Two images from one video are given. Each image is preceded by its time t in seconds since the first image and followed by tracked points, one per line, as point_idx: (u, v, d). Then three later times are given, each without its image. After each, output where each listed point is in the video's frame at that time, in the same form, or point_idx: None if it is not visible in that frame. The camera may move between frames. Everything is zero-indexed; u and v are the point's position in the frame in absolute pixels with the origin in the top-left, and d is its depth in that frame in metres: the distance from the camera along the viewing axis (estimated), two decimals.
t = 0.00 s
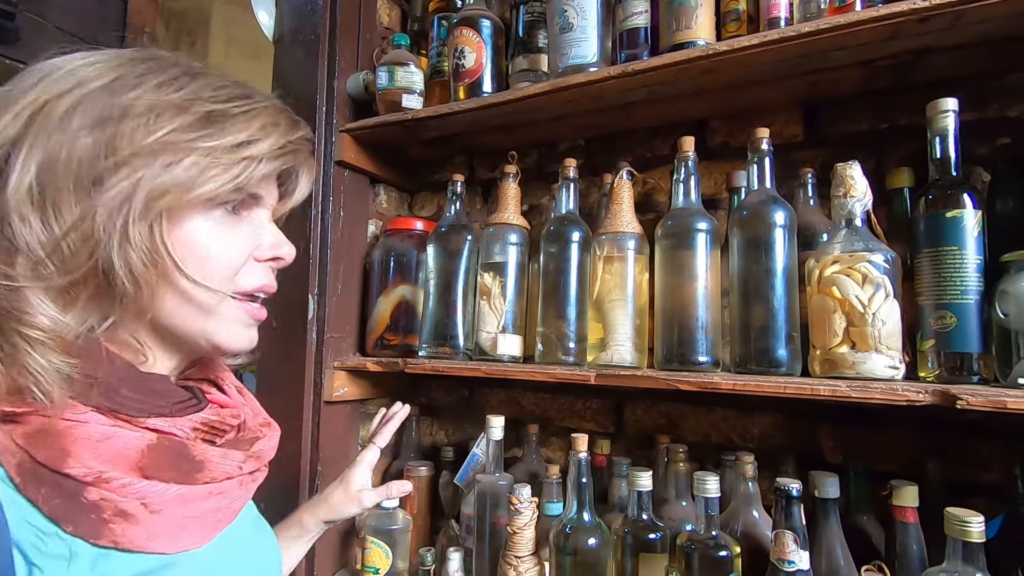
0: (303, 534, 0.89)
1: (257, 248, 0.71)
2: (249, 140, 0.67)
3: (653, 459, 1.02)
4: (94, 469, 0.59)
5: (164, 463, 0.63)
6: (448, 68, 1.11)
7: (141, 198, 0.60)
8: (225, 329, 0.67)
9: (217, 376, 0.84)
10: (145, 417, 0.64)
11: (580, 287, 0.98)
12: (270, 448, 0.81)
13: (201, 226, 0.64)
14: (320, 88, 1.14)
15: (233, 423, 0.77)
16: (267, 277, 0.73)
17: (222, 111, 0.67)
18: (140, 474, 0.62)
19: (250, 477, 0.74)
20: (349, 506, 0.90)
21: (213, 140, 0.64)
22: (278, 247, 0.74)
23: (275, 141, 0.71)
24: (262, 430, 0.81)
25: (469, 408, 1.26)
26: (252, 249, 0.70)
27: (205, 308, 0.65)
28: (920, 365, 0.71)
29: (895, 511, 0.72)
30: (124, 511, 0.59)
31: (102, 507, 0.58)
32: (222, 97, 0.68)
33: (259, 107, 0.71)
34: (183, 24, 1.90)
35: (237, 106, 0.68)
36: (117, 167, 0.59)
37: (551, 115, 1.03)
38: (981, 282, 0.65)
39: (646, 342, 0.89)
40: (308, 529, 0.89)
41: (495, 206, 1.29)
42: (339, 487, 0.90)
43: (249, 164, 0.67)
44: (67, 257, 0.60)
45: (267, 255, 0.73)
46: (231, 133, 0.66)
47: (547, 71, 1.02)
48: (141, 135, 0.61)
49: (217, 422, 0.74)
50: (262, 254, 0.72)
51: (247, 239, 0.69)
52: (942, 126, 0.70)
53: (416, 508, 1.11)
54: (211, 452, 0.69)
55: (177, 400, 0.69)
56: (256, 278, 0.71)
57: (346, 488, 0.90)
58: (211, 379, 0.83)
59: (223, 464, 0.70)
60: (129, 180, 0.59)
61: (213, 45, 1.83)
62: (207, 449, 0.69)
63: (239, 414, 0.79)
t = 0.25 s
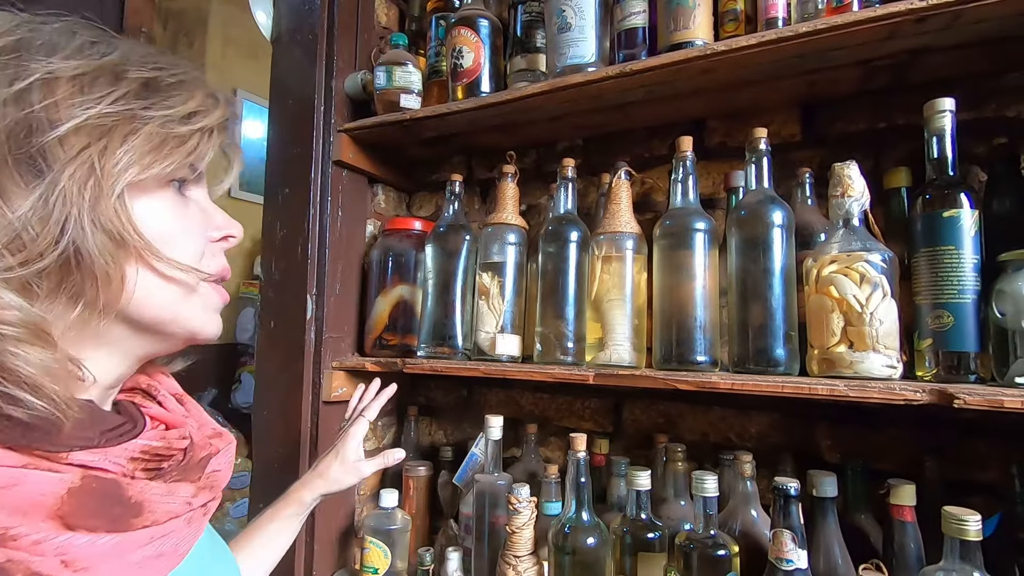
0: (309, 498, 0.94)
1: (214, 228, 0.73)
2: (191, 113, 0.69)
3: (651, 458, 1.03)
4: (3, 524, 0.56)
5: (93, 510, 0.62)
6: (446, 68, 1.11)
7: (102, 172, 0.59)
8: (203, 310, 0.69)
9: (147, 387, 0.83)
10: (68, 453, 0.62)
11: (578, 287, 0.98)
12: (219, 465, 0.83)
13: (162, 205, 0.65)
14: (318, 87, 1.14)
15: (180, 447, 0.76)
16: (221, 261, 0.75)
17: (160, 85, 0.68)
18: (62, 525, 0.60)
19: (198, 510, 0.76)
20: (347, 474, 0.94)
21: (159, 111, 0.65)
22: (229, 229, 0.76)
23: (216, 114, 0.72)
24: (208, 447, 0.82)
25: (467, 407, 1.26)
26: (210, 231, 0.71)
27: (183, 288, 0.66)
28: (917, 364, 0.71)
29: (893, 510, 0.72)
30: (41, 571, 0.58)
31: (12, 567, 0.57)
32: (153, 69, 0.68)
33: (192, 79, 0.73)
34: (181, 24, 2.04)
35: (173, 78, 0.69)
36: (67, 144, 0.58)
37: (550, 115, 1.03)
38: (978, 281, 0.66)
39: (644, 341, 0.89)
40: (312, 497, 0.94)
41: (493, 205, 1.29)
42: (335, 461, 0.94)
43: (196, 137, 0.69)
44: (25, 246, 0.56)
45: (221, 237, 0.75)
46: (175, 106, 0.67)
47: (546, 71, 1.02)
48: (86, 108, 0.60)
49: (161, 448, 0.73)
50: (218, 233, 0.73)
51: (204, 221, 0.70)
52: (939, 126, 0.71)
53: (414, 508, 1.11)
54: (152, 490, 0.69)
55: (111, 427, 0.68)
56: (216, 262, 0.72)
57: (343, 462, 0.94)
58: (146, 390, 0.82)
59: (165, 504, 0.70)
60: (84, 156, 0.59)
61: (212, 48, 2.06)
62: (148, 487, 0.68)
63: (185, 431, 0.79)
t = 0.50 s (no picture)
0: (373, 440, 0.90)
1: (153, 211, 0.63)
2: (108, 83, 0.58)
3: (652, 456, 1.03)
4: None
5: (23, 524, 0.52)
6: (448, 66, 1.11)
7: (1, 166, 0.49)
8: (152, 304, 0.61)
9: (103, 379, 0.72)
10: None
11: (579, 285, 0.99)
12: (188, 463, 0.72)
13: (83, 195, 0.55)
14: (320, 86, 1.14)
15: (137, 446, 0.66)
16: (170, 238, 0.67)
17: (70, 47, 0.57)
18: None
19: (157, 512, 0.65)
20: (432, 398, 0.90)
21: (69, 84, 0.55)
22: (175, 203, 0.67)
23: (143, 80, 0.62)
24: (173, 444, 0.71)
25: (469, 406, 1.26)
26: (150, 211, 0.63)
27: (118, 292, 0.57)
28: (917, 361, 0.71)
29: (893, 507, 0.72)
30: None
31: None
32: (56, 28, 0.57)
33: (109, 34, 0.61)
34: (181, 24, 2.05)
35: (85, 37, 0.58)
36: None
37: (550, 113, 1.03)
38: (978, 279, 0.66)
39: (645, 339, 0.90)
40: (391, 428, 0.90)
41: (494, 204, 1.30)
42: (419, 381, 0.89)
43: (115, 112, 0.58)
44: None
45: (164, 215, 0.65)
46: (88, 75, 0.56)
47: (547, 69, 1.02)
48: None
49: (112, 451, 0.63)
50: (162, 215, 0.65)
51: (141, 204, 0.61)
52: (939, 124, 0.71)
53: (416, 506, 1.12)
54: (97, 497, 0.58)
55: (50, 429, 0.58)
56: (162, 243, 0.64)
57: (425, 382, 0.89)
58: (99, 383, 0.71)
59: (112, 513, 0.59)
60: None
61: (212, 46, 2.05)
62: (92, 494, 0.58)
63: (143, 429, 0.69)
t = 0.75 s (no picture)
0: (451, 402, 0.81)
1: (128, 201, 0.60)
2: (55, 64, 0.55)
3: (656, 457, 1.03)
4: None
5: None
6: (452, 69, 1.12)
7: None
8: (135, 300, 0.57)
9: (89, 383, 0.67)
10: None
11: (583, 287, 0.99)
12: (176, 472, 0.65)
13: (36, 186, 0.51)
14: (324, 88, 1.15)
15: (114, 455, 0.61)
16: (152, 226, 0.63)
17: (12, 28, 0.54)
18: None
19: (129, 529, 0.58)
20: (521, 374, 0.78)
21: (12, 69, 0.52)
22: (153, 190, 0.64)
23: (94, 59, 0.58)
24: (160, 450, 0.65)
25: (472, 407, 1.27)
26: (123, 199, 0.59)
27: (89, 293, 0.54)
28: (920, 362, 0.71)
29: (896, 508, 0.72)
30: None
31: None
32: None
33: (53, 10, 0.58)
34: (185, 25, 2.09)
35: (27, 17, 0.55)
36: None
37: (554, 115, 1.04)
38: (981, 281, 0.66)
39: (649, 341, 0.90)
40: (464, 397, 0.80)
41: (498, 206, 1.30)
42: (510, 352, 0.78)
43: (65, 96, 0.55)
44: None
45: (142, 204, 0.62)
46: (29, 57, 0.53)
47: (550, 72, 1.03)
48: None
49: (83, 462, 0.58)
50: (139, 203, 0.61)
51: (110, 194, 0.57)
52: (942, 127, 0.71)
53: (420, 507, 1.12)
54: (52, 514, 0.53)
55: (17, 437, 0.55)
56: (143, 232, 0.61)
57: (518, 355, 0.78)
58: (87, 385, 0.67)
59: (67, 532, 0.54)
60: None
61: (216, 48, 2.06)
62: (45, 511, 0.53)
63: (125, 435, 0.64)
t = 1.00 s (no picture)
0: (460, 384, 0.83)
1: (123, 196, 0.57)
2: (17, 46, 0.51)
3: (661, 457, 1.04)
4: None
5: None
6: (457, 72, 1.13)
7: None
8: (128, 313, 0.55)
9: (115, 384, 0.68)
10: None
11: (588, 288, 0.99)
12: (193, 478, 0.64)
13: (19, 193, 0.49)
14: (331, 91, 1.16)
15: (127, 461, 0.60)
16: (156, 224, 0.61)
17: None
18: None
19: (137, 538, 0.57)
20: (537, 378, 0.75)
21: None
22: (151, 182, 0.61)
23: (59, 41, 0.55)
24: (179, 454, 0.64)
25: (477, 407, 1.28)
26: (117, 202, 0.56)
27: (81, 304, 0.53)
28: (925, 364, 0.71)
29: (901, 510, 0.72)
30: None
31: None
32: None
33: None
34: (193, 29, 2.10)
35: None
36: None
37: (559, 118, 1.04)
38: (986, 283, 0.66)
39: (653, 342, 0.90)
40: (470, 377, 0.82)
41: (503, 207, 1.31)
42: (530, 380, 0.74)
43: (31, 82, 0.51)
44: None
45: (141, 197, 0.59)
46: None
47: (556, 74, 1.03)
48: None
49: (94, 467, 0.57)
50: (135, 200, 0.58)
51: (99, 197, 0.54)
52: (948, 129, 0.71)
53: (425, 507, 1.13)
54: (57, 522, 0.53)
55: (27, 442, 0.55)
56: (141, 233, 0.58)
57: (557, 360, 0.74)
58: (112, 387, 0.68)
59: (71, 541, 0.53)
60: None
61: (223, 50, 2.08)
62: (51, 519, 0.53)
63: (142, 438, 0.64)
